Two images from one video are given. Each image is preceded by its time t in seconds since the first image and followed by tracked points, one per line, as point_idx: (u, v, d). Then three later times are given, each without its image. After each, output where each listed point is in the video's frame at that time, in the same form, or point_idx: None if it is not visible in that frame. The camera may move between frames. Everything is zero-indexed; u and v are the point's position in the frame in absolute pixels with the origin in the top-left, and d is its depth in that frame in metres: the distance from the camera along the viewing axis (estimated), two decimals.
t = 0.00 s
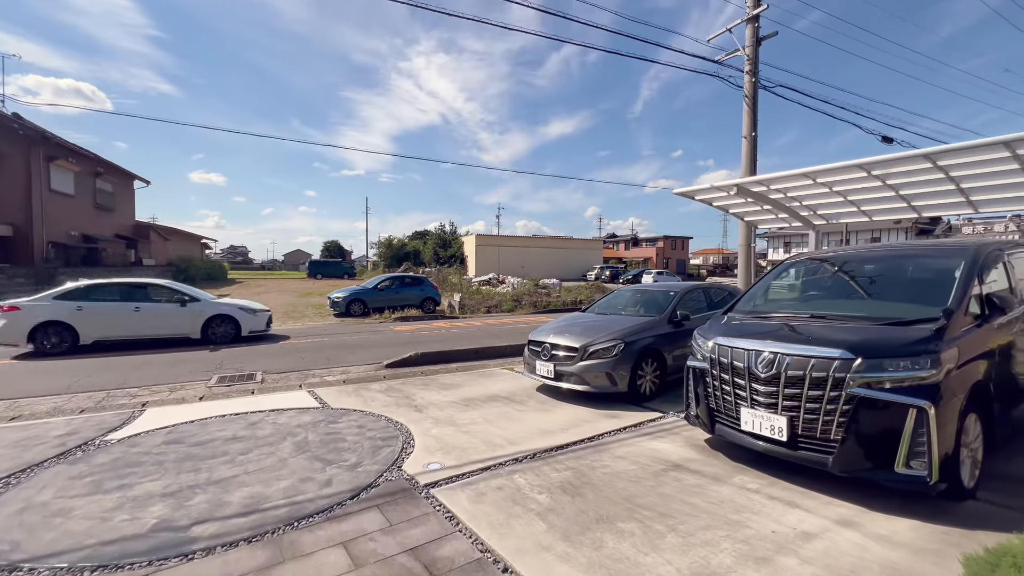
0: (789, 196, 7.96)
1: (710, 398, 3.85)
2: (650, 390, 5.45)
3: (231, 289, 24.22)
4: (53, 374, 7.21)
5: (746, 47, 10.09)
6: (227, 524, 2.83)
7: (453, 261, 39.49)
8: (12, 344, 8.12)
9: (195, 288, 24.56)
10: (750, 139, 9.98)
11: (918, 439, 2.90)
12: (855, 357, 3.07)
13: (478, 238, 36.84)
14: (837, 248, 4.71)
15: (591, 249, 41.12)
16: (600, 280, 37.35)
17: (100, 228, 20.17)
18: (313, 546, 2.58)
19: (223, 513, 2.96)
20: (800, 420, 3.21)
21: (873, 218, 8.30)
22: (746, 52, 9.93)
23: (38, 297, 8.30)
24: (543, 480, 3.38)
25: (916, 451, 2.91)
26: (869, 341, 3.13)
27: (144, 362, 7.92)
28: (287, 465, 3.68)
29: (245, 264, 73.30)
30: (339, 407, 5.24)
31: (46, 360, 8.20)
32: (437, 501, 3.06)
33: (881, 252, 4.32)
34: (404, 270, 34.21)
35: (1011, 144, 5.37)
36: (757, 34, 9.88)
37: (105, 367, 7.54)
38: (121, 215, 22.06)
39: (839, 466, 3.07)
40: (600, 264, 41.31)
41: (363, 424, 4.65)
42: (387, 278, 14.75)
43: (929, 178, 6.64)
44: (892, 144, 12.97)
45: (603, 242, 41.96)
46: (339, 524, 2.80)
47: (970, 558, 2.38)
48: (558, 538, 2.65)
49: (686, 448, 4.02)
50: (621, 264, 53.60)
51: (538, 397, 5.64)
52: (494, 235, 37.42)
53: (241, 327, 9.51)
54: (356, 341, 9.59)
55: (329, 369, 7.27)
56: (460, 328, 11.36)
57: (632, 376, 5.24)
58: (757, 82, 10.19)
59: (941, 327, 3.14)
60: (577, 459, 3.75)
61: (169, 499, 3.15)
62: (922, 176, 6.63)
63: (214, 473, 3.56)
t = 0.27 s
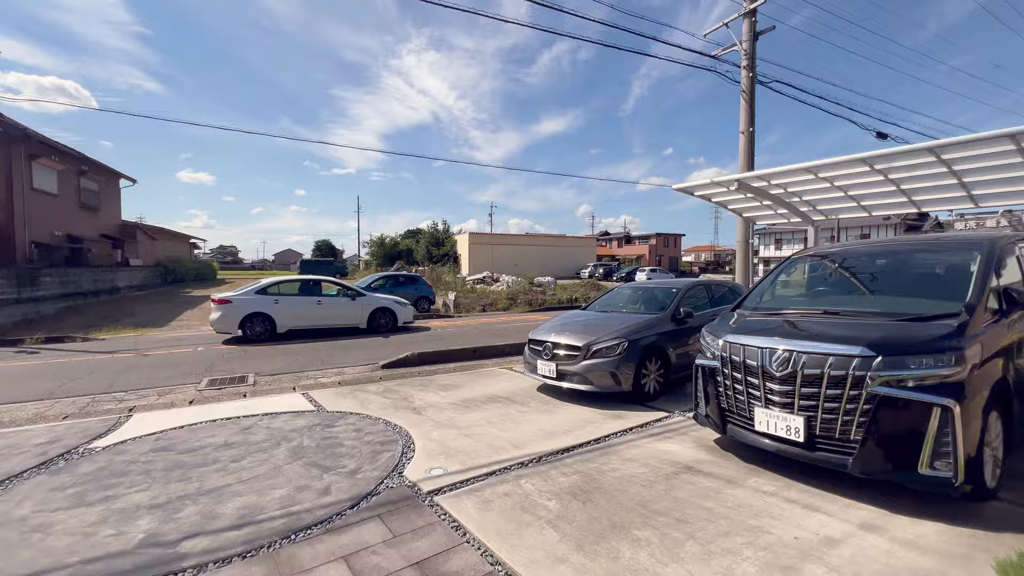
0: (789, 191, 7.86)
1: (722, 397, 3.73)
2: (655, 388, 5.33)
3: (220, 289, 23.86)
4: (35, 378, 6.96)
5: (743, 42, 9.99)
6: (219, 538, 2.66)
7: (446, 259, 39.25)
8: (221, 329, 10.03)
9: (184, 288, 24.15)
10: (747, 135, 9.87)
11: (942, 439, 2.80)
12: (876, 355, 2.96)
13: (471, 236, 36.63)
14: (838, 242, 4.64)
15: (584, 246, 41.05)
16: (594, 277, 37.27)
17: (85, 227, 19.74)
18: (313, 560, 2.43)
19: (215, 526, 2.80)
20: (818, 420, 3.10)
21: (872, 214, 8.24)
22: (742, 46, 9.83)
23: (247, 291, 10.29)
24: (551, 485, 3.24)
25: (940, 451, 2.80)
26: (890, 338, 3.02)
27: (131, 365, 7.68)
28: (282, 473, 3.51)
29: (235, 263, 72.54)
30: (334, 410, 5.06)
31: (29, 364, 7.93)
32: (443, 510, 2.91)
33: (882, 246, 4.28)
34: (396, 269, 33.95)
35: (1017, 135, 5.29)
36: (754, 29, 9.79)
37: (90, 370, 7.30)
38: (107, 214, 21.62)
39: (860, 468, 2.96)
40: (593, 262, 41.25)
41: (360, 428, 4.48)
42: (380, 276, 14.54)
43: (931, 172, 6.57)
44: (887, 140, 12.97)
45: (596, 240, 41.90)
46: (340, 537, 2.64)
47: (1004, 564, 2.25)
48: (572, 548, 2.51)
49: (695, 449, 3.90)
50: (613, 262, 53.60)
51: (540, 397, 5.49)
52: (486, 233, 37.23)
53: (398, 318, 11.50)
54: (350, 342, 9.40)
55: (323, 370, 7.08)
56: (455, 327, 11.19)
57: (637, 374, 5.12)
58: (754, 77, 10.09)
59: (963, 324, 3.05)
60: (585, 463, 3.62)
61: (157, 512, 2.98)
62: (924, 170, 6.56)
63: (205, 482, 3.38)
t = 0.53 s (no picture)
0: (759, 185, 7.91)
1: (713, 389, 3.61)
2: (638, 382, 5.22)
3: (176, 294, 22.75)
4: None
5: (711, 39, 10.05)
6: (172, 565, 2.36)
7: (414, 260, 38.65)
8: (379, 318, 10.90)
9: (136, 293, 22.90)
10: (715, 132, 9.94)
11: (940, 423, 2.73)
12: (871, 341, 2.86)
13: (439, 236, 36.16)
14: (801, 236, 4.71)
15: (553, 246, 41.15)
16: (563, 276, 37.38)
17: (24, 230, 18.46)
18: None
19: (168, 551, 2.48)
20: (814, 409, 3.01)
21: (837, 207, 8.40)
22: (711, 43, 9.89)
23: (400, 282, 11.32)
24: (542, 487, 3.04)
25: (938, 436, 2.73)
26: (883, 323, 2.94)
27: (75, 375, 7.10)
28: (246, 487, 3.20)
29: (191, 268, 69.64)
30: (302, 416, 4.73)
31: None
32: (427, 520, 2.68)
33: (846, 238, 4.34)
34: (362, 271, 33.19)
35: (980, 128, 5.35)
36: (721, 26, 9.86)
37: (28, 382, 6.70)
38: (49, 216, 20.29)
39: (858, 456, 2.87)
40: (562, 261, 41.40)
41: (332, 434, 4.18)
42: (347, 277, 14.07)
43: (896, 166, 6.69)
44: (846, 139, 13.34)
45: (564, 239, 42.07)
46: (313, 556, 2.37)
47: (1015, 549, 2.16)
48: (571, 556, 2.32)
49: (686, 443, 3.77)
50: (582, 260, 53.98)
51: (520, 396, 5.30)
52: (455, 233, 36.85)
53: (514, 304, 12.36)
54: (316, 344, 8.99)
55: (289, 375, 6.70)
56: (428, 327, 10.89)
57: (620, 368, 4.99)
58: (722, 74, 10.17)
59: (953, 308, 3.00)
60: (574, 463, 3.44)
61: (99, 538, 2.63)
62: (889, 164, 6.67)
63: (157, 501, 3.04)
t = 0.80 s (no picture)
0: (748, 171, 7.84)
1: (711, 378, 3.52)
2: (629, 370, 5.13)
3: (147, 276, 22.00)
4: None
5: (702, 24, 9.88)
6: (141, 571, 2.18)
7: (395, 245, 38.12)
8: (488, 295, 12.66)
9: (104, 276, 22.08)
10: (704, 118, 9.84)
11: (942, 415, 2.65)
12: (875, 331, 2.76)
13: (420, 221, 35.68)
14: (795, 224, 4.62)
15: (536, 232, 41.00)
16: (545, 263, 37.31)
17: None
18: None
19: (137, 555, 2.30)
20: (815, 399, 2.92)
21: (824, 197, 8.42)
22: (702, 27, 9.72)
23: (502, 264, 12.97)
24: (537, 481, 2.92)
25: (941, 428, 2.65)
26: (888, 312, 2.85)
27: (38, 361, 6.74)
28: (222, 482, 3.01)
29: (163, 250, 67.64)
30: (282, 406, 4.53)
31: None
32: (419, 517, 2.54)
33: (839, 225, 4.27)
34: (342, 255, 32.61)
35: (973, 118, 5.33)
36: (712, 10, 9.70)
37: None
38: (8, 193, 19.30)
39: (859, 448, 2.79)
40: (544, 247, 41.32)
41: (314, 424, 4.00)
42: (327, 261, 13.72)
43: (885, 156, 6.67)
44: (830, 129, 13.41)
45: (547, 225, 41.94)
46: (296, 559, 2.22)
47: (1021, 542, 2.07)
48: (572, 555, 2.21)
49: (681, 433, 3.69)
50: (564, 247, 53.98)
51: (509, 384, 5.17)
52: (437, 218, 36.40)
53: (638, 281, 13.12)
54: (296, 330, 8.72)
55: (268, 362, 6.46)
56: (411, 313, 10.68)
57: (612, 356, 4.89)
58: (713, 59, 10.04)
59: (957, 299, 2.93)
60: (568, 454, 3.32)
61: (60, 542, 2.43)
62: (879, 153, 6.64)
63: (125, 499, 2.84)
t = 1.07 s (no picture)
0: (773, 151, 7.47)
1: (750, 371, 3.29)
2: (653, 362, 4.91)
3: (156, 267, 21.99)
4: None
5: None
6: None
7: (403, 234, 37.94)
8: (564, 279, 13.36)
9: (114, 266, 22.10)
10: (724, 97, 9.46)
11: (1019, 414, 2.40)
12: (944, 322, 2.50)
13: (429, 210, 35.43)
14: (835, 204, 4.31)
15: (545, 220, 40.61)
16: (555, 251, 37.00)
17: None
18: None
19: (139, 567, 2.12)
20: (872, 396, 2.69)
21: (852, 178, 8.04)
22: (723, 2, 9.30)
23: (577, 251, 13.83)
24: (567, 483, 2.71)
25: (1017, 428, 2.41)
26: (955, 300, 2.58)
27: (45, 353, 6.62)
28: (231, 483, 2.83)
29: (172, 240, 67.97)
30: (293, 399, 4.35)
31: None
32: (442, 525, 2.34)
33: (886, 203, 3.96)
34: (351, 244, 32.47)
35: None
36: None
37: None
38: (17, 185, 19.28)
39: (923, 450, 2.55)
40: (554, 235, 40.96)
41: (326, 420, 3.81)
42: (336, 250, 13.54)
43: (923, 133, 6.29)
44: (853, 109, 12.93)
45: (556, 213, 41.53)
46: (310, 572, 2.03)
47: None
48: (614, 570, 2.00)
49: (716, 429, 3.46)
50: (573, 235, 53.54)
51: (528, 376, 4.95)
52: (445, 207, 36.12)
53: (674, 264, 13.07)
54: (306, 320, 8.56)
55: (278, 353, 6.29)
56: (421, 302, 10.48)
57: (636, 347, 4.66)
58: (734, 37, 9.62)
59: None
60: (597, 453, 3.11)
61: (57, 551, 2.26)
62: (916, 130, 6.27)
63: (128, 502, 2.66)
